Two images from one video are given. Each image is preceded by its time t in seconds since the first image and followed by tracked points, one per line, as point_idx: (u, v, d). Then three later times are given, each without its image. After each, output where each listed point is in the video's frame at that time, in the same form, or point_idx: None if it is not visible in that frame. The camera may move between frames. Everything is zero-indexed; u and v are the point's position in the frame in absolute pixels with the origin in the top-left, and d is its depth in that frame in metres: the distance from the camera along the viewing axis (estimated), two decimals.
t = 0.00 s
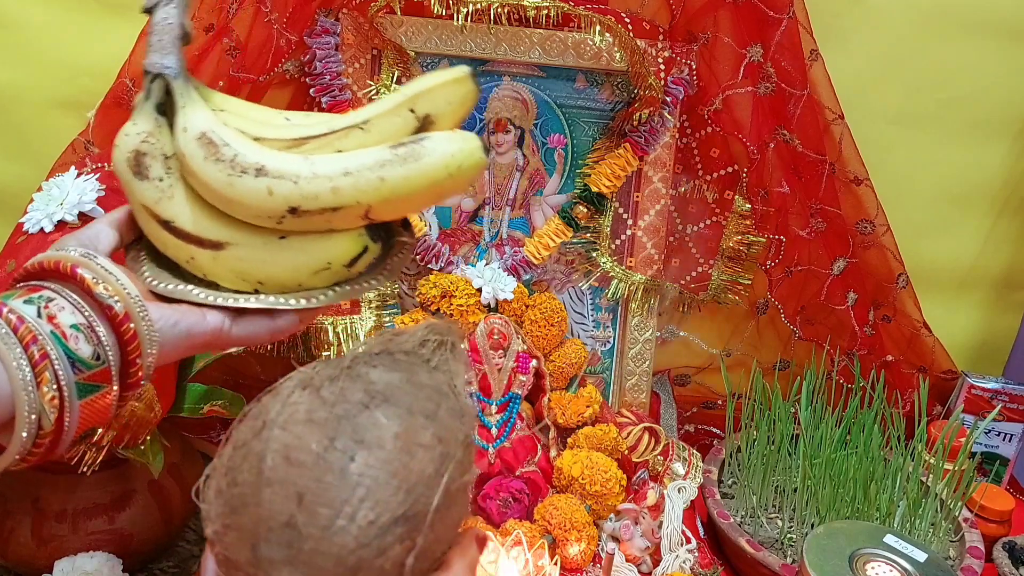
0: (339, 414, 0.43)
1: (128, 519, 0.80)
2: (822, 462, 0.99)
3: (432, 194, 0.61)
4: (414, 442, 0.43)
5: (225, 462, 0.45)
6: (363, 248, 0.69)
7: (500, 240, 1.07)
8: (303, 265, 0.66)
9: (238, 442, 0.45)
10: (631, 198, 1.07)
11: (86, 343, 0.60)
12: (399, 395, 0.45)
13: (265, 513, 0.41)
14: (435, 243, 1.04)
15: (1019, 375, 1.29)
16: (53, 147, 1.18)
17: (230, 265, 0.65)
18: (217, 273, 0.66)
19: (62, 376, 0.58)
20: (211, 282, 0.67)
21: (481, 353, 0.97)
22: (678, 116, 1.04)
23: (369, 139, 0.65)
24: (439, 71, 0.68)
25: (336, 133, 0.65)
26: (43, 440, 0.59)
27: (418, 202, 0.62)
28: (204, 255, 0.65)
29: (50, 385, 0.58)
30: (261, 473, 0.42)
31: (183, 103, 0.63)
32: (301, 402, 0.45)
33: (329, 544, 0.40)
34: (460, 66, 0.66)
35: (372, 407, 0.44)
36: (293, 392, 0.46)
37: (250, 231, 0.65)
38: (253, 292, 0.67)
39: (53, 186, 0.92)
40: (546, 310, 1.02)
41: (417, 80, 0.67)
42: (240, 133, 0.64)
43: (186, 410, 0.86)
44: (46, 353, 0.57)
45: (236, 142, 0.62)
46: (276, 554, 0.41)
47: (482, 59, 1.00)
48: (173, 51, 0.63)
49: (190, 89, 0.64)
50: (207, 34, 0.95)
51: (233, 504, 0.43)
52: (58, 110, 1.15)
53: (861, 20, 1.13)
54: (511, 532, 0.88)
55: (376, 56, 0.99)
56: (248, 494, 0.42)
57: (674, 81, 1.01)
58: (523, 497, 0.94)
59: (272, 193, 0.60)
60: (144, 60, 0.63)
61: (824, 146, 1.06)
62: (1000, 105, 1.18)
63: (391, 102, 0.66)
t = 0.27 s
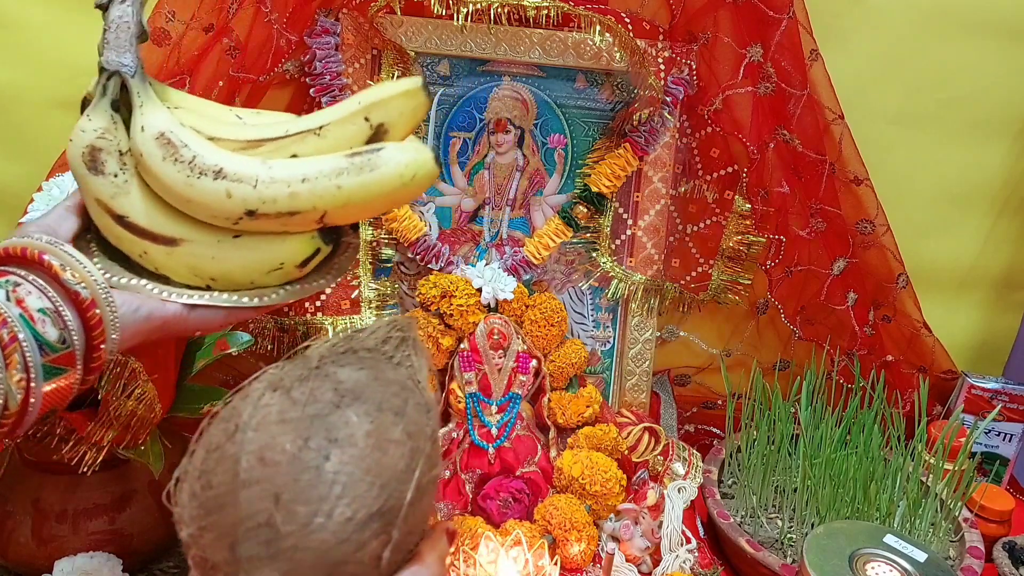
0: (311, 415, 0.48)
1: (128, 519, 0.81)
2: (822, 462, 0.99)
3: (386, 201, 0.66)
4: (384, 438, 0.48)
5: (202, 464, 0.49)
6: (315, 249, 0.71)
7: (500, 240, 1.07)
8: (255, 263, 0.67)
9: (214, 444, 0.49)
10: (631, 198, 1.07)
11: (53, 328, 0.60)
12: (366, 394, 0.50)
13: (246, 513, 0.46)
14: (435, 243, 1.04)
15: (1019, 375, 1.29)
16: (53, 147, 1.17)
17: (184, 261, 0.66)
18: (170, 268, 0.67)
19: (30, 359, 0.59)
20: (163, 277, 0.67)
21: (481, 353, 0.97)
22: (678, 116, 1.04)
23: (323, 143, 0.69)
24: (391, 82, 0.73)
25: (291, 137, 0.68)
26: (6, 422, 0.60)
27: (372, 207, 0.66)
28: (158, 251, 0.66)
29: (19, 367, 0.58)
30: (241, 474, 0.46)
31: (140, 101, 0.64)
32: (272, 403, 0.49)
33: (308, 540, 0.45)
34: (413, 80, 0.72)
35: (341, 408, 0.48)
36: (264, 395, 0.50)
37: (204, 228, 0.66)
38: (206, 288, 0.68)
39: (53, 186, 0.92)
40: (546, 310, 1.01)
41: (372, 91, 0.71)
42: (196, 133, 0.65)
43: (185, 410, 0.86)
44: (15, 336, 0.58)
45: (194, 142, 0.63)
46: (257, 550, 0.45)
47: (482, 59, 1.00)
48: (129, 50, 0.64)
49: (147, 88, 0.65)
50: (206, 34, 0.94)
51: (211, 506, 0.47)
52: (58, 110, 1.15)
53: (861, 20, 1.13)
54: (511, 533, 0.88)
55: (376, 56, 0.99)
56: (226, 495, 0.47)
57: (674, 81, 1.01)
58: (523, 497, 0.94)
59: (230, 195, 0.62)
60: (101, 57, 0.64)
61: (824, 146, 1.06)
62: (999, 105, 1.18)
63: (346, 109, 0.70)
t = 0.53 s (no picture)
0: (264, 425, 0.45)
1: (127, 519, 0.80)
2: (822, 462, 0.99)
3: (361, 205, 0.66)
4: (337, 451, 0.45)
5: (146, 471, 0.45)
6: (288, 251, 0.71)
7: (500, 240, 1.07)
8: (230, 264, 0.68)
9: (161, 452, 0.45)
10: (631, 198, 1.07)
11: (28, 326, 0.60)
12: (318, 405, 0.46)
13: (197, 523, 0.42)
14: (435, 243, 1.04)
15: (1019, 375, 1.29)
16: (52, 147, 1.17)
17: (157, 261, 0.66)
18: (144, 268, 0.67)
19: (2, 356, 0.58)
20: (135, 276, 0.68)
21: (481, 353, 0.97)
22: (678, 116, 1.04)
23: (298, 148, 0.69)
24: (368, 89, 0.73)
25: (268, 140, 0.68)
26: None
27: (347, 211, 0.66)
28: (131, 250, 0.66)
29: None
30: (190, 483, 0.43)
31: (116, 102, 0.64)
32: (224, 413, 0.45)
33: (260, 550, 0.42)
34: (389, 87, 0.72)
35: (295, 419, 0.45)
36: (215, 404, 0.46)
37: (177, 228, 0.66)
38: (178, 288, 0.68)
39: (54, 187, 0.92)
40: (546, 310, 1.00)
41: (348, 97, 0.72)
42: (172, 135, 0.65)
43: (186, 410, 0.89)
44: None
45: (171, 144, 0.63)
46: (206, 562, 0.42)
47: (482, 59, 1.00)
48: (106, 50, 0.64)
49: (124, 89, 0.65)
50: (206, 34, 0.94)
51: (160, 515, 0.43)
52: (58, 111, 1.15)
53: (861, 20, 1.13)
54: (511, 533, 0.89)
55: (376, 56, 0.99)
56: (175, 506, 0.43)
57: (674, 81, 1.01)
58: (522, 497, 0.95)
59: (205, 196, 0.62)
60: (77, 57, 0.64)
61: (824, 146, 1.06)
62: (999, 106, 1.18)
63: (322, 115, 0.71)
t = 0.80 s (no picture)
0: (199, 417, 0.46)
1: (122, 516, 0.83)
2: (822, 463, 0.99)
3: (324, 165, 0.64)
4: (276, 443, 0.48)
5: (79, 468, 0.46)
6: (254, 216, 0.67)
7: (500, 240, 1.07)
8: (191, 232, 0.64)
9: (95, 448, 0.46)
10: (631, 198, 1.07)
11: None
12: (255, 398, 0.49)
13: (134, 517, 0.44)
14: (435, 243, 1.04)
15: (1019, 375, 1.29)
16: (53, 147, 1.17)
17: (117, 231, 0.63)
18: (105, 239, 0.63)
19: None
20: (97, 248, 0.64)
21: (481, 353, 0.97)
22: (678, 116, 1.03)
23: (257, 111, 0.66)
24: (328, 46, 0.69)
25: (224, 104, 0.66)
26: None
27: (310, 172, 0.63)
28: (90, 221, 0.62)
29: None
30: (125, 478, 0.44)
31: (66, 68, 0.59)
32: (160, 407, 0.47)
33: (199, 543, 0.44)
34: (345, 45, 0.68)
35: (233, 411, 0.47)
36: (149, 398, 0.48)
37: (135, 197, 0.63)
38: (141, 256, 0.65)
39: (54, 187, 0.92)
40: (546, 310, 1.00)
41: (306, 55, 0.68)
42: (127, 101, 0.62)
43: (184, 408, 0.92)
44: None
45: (126, 110, 0.60)
46: (145, 556, 0.44)
47: (482, 59, 1.01)
48: (55, 16, 0.59)
49: (74, 55, 0.60)
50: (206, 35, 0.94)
51: (95, 510, 0.44)
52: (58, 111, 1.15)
53: (861, 19, 1.13)
54: (511, 533, 0.89)
55: (376, 56, 0.98)
56: (112, 500, 0.44)
57: (674, 81, 1.01)
58: (523, 497, 0.95)
59: (163, 161, 0.59)
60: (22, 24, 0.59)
61: (824, 146, 1.06)
62: (999, 106, 1.18)
63: (280, 74, 0.67)
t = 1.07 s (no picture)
0: (218, 360, 0.48)
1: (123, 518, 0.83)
2: (822, 462, 0.99)
3: (305, 131, 0.66)
4: (293, 383, 0.49)
5: (102, 413, 0.47)
6: (235, 188, 0.71)
7: (500, 240, 1.07)
8: (173, 208, 0.68)
9: (117, 393, 0.48)
10: (631, 198, 1.07)
11: None
12: (269, 341, 0.51)
13: (160, 456, 0.45)
14: (435, 243, 1.04)
15: (1019, 375, 1.29)
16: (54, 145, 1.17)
17: (99, 212, 0.66)
18: (87, 220, 0.67)
19: None
20: (79, 230, 0.68)
21: (481, 353, 0.97)
22: (678, 116, 1.03)
23: (231, 82, 0.70)
24: (298, 15, 0.72)
25: (199, 78, 0.69)
26: None
27: (291, 139, 0.66)
28: (71, 203, 0.65)
29: None
30: (150, 420, 0.46)
31: (36, 50, 0.62)
32: (177, 351, 0.49)
33: (225, 479, 0.46)
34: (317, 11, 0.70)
35: (249, 354, 0.49)
36: (166, 343, 0.50)
37: (116, 177, 0.66)
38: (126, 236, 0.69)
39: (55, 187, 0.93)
40: (546, 310, 1.00)
41: (277, 24, 0.71)
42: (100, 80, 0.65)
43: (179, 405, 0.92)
44: None
45: (98, 88, 0.63)
46: (173, 493, 0.45)
47: (482, 59, 1.01)
48: None
49: (43, 35, 0.63)
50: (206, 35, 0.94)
51: (120, 452, 0.46)
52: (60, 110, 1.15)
53: (861, 19, 1.13)
54: (511, 533, 0.89)
55: (376, 56, 0.98)
56: (136, 440, 0.46)
57: (674, 81, 1.00)
58: (522, 497, 0.95)
59: (141, 137, 0.62)
60: None
61: (824, 146, 1.06)
62: (999, 106, 1.18)
63: (252, 46, 0.70)
